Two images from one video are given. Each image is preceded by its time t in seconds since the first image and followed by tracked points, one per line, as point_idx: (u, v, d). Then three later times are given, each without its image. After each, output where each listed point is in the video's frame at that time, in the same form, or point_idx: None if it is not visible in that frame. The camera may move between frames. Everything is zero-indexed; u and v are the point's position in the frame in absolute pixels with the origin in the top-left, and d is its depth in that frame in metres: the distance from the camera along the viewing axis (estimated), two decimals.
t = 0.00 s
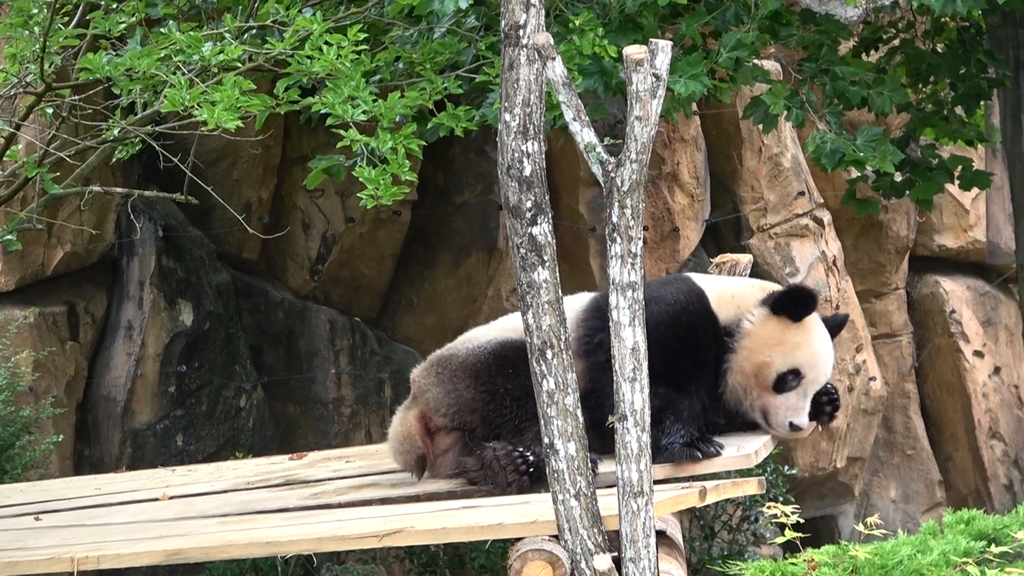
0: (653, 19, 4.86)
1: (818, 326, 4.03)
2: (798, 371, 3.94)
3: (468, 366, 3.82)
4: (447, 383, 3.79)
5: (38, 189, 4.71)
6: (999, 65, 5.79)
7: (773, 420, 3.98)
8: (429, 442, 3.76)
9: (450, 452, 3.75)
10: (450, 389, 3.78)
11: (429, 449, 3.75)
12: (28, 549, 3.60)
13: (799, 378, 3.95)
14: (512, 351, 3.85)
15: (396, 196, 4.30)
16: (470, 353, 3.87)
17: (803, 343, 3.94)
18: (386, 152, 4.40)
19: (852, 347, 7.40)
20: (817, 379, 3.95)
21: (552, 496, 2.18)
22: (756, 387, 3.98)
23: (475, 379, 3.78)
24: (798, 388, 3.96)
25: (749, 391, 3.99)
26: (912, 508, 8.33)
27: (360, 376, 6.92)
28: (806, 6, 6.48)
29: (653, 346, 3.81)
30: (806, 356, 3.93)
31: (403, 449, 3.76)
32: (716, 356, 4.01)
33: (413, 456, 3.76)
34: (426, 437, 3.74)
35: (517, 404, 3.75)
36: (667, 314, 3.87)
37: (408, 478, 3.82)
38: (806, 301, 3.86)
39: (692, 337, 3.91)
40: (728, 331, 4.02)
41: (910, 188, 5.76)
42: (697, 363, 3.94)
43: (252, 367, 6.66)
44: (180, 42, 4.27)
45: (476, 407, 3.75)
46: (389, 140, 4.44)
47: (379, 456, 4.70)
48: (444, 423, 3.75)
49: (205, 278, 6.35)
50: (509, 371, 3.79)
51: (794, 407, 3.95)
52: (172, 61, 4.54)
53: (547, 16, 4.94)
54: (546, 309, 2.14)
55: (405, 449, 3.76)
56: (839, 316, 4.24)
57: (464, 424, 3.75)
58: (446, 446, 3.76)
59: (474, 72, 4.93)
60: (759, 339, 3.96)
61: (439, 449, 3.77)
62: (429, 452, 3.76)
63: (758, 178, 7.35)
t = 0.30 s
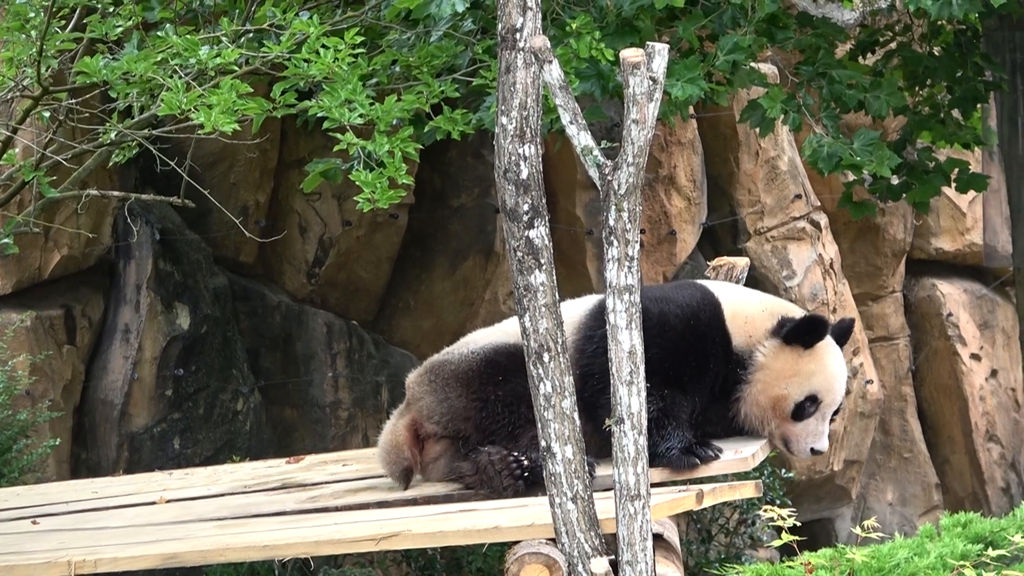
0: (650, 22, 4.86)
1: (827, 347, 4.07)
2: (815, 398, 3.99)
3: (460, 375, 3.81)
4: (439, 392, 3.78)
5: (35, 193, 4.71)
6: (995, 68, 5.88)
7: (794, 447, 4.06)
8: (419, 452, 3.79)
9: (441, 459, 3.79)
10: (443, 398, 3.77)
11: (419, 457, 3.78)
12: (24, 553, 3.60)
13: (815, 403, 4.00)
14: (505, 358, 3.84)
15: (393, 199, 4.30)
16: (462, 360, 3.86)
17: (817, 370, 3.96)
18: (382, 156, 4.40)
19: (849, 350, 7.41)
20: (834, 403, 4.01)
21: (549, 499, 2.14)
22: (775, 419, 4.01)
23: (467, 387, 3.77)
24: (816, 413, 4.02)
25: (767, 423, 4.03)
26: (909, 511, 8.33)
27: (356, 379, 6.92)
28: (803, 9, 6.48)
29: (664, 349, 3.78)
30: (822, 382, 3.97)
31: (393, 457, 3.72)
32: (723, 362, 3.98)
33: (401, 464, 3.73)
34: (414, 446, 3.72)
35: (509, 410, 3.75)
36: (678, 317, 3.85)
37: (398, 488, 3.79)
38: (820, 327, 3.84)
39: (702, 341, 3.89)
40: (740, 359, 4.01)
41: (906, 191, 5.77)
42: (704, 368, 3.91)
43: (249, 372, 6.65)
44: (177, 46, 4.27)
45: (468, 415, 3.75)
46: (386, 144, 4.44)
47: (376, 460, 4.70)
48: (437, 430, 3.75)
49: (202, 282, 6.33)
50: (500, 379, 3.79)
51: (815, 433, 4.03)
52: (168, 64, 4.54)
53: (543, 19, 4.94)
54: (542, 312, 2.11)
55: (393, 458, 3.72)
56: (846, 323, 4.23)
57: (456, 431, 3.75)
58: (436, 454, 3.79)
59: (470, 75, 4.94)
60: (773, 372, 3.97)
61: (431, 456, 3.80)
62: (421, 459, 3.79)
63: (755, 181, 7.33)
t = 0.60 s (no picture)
0: (647, 26, 4.86)
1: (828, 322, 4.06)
2: (823, 363, 3.94)
3: (465, 376, 3.82)
4: (443, 392, 3.79)
5: (31, 197, 4.71)
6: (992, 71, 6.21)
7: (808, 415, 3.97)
8: (419, 450, 3.77)
9: (440, 458, 3.74)
10: (446, 398, 3.78)
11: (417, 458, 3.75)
12: (21, 557, 3.59)
13: (824, 368, 3.94)
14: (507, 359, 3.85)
15: (390, 203, 4.30)
16: (467, 362, 3.87)
17: (819, 334, 3.95)
18: (380, 159, 4.40)
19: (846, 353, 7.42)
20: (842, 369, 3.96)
21: (546, 503, 2.14)
22: (784, 384, 3.94)
23: (471, 388, 3.78)
24: (826, 378, 3.95)
25: (777, 390, 3.96)
26: (906, 514, 8.32)
27: (354, 383, 6.91)
28: (799, 13, 6.50)
29: (668, 347, 3.79)
30: (826, 344, 3.94)
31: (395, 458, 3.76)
32: (724, 359, 3.99)
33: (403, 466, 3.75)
34: (416, 447, 3.75)
35: (511, 412, 3.77)
36: (679, 315, 3.86)
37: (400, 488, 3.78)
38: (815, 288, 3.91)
39: (703, 340, 3.91)
40: (741, 336, 4.00)
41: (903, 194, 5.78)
42: (705, 366, 3.92)
43: (246, 376, 6.64)
44: (174, 49, 4.28)
45: (470, 416, 3.76)
46: (384, 148, 4.44)
47: (373, 464, 4.70)
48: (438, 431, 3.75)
49: (199, 286, 6.33)
50: (504, 381, 3.81)
51: (827, 398, 3.95)
52: (165, 68, 4.54)
53: (541, 23, 4.96)
54: (540, 316, 2.11)
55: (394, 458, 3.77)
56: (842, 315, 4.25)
57: (457, 432, 3.75)
58: (435, 453, 3.75)
59: (467, 79, 4.94)
60: (776, 337, 3.95)
61: (428, 457, 3.76)
62: (420, 459, 3.75)
63: (752, 185, 7.34)
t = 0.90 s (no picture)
0: (644, 31, 4.86)
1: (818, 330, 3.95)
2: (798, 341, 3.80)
3: (469, 376, 3.80)
4: (447, 391, 3.80)
5: (29, 202, 4.71)
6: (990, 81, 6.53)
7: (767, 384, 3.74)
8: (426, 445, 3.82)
9: (441, 457, 3.74)
10: (450, 397, 3.79)
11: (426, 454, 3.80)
12: (18, 561, 3.59)
13: (799, 346, 3.79)
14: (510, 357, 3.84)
15: (388, 208, 4.30)
16: (472, 362, 3.86)
17: (805, 319, 3.86)
18: (377, 164, 4.41)
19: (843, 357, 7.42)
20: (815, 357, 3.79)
21: (543, 507, 2.15)
22: (753, 343, 3.81)
23: (474, 388, 3.77)
24: (798, 355, 3.78)
25: (745, 347, 3.82)
26: (903, 519, 8.33)
27: (351, 388, 6.92)
28: (796, 18, 6.52)
29: (661, 343, 3.75)
30: (807, 326, 3.83)
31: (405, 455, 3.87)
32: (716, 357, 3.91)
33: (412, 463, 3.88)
34: (423, 443, 3.82)
35: (512, 414, 3.75)
36: (674, 312, 3.83)
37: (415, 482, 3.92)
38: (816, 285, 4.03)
39: (698, 337, 3.88)
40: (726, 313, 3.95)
41: (900, 199, 5.79)
42: (701, 364, 3.89)
43: (243, 380, 6.63)
44: (171, 54, 4.28)
45: (471, 416, 3.75)
46: (381, 153, 4.44)
47: (371, 468, 4.69)
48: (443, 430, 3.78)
49: (197, 291, 6.33)
50: (507, 382, 3.76)
51: (793, 371, 3.74)
52: (163, 73, 4.54)
53: (538, 28, 4.97)
54: (537, 320, 2.12)
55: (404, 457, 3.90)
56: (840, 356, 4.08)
57: (459, 432, 3.76)
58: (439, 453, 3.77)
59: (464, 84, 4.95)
60: (759, 306, 3.90)
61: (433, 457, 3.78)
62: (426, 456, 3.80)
63: (750, 190, 7.35)
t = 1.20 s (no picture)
0: (642, 35, 4.86)
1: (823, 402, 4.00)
2: (801, 394, 3.86)
3: (463, 378, 3.81)
4: (442, 394, 3.81)
5: (26, 206, 4.71)
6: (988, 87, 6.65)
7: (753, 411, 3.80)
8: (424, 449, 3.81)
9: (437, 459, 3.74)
10: (444, 400, 3.79)
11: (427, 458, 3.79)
12: (15, 566, 3.59)
13: (797, 398, 3.86)
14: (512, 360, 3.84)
15: (385, 213, 4.30)
16: (467, 364, 3.87)
17: (819, 382, 3.91)
18: (374, 169, 4.40)
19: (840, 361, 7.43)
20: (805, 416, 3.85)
21: (541, 511, 2.15)
22: (764, 374, 3.87)
23: (466, 391, 3.77)
24: (791, 404, 3.84)
25: (752, 374, 3.87)
26: (901, 522, 8.33)
27: (349, 392, 6.92)
28: (794, 22, 6.53)
29: (697, 346, 3.81)
30: (817, 388, 3.89)
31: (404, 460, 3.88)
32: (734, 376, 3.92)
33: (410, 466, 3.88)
34: (421, 445, 3.81)
35: (506, 417, 3.73)
36: (714, 321, 3.90)
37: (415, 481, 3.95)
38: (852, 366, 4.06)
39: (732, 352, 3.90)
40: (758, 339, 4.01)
41: (897, 203, 5.79)
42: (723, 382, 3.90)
43: (241, 385, 6.63)
44: (169, 59, 4.28)
45: (465, 420, 3.74)
46: (378, 157, 4.44)
47: (369, 472, 4.69)
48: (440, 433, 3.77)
49: (194, 295, 6.33)
50: (501, 386, 3.76)
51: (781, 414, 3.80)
52: (159, 78, 4.54)
53: (536, 32, 4.97)
54: (535, 325, 2.12)
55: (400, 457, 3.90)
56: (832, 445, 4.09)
57: (453, 436, 3.75)
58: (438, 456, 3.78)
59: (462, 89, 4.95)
60: (789, 348, 3.95)
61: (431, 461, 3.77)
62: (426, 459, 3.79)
63: (747, 194, 7.35)
